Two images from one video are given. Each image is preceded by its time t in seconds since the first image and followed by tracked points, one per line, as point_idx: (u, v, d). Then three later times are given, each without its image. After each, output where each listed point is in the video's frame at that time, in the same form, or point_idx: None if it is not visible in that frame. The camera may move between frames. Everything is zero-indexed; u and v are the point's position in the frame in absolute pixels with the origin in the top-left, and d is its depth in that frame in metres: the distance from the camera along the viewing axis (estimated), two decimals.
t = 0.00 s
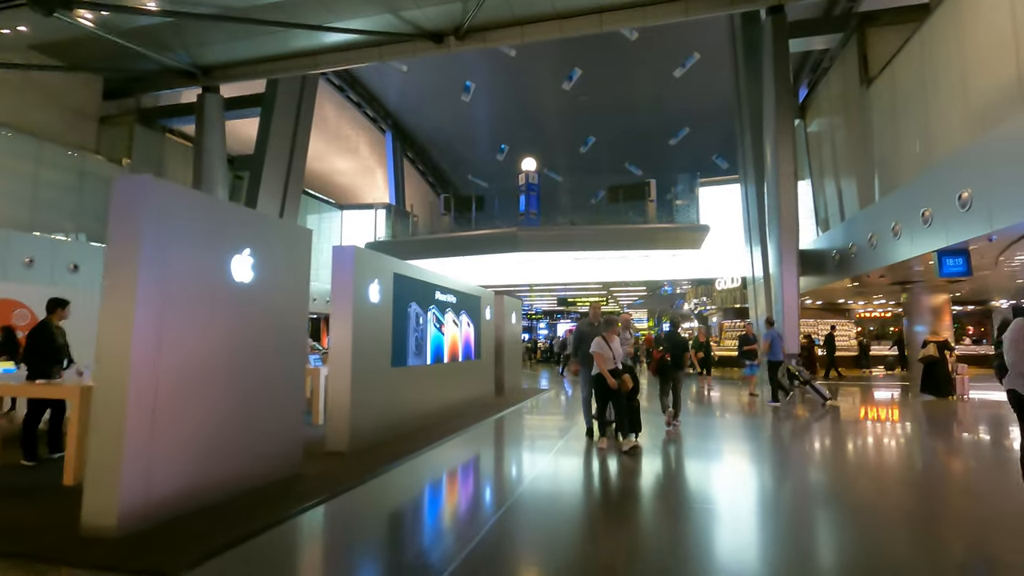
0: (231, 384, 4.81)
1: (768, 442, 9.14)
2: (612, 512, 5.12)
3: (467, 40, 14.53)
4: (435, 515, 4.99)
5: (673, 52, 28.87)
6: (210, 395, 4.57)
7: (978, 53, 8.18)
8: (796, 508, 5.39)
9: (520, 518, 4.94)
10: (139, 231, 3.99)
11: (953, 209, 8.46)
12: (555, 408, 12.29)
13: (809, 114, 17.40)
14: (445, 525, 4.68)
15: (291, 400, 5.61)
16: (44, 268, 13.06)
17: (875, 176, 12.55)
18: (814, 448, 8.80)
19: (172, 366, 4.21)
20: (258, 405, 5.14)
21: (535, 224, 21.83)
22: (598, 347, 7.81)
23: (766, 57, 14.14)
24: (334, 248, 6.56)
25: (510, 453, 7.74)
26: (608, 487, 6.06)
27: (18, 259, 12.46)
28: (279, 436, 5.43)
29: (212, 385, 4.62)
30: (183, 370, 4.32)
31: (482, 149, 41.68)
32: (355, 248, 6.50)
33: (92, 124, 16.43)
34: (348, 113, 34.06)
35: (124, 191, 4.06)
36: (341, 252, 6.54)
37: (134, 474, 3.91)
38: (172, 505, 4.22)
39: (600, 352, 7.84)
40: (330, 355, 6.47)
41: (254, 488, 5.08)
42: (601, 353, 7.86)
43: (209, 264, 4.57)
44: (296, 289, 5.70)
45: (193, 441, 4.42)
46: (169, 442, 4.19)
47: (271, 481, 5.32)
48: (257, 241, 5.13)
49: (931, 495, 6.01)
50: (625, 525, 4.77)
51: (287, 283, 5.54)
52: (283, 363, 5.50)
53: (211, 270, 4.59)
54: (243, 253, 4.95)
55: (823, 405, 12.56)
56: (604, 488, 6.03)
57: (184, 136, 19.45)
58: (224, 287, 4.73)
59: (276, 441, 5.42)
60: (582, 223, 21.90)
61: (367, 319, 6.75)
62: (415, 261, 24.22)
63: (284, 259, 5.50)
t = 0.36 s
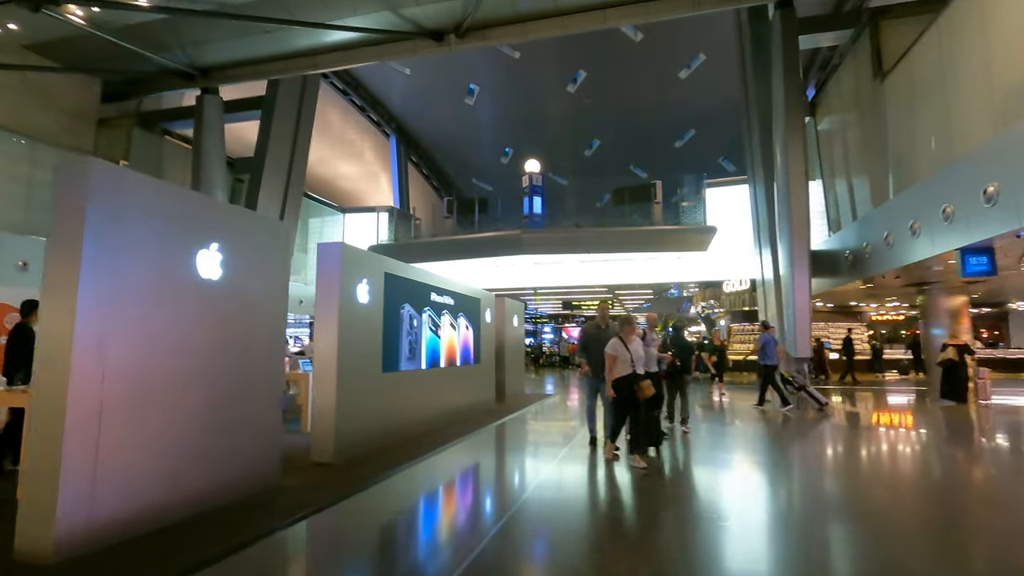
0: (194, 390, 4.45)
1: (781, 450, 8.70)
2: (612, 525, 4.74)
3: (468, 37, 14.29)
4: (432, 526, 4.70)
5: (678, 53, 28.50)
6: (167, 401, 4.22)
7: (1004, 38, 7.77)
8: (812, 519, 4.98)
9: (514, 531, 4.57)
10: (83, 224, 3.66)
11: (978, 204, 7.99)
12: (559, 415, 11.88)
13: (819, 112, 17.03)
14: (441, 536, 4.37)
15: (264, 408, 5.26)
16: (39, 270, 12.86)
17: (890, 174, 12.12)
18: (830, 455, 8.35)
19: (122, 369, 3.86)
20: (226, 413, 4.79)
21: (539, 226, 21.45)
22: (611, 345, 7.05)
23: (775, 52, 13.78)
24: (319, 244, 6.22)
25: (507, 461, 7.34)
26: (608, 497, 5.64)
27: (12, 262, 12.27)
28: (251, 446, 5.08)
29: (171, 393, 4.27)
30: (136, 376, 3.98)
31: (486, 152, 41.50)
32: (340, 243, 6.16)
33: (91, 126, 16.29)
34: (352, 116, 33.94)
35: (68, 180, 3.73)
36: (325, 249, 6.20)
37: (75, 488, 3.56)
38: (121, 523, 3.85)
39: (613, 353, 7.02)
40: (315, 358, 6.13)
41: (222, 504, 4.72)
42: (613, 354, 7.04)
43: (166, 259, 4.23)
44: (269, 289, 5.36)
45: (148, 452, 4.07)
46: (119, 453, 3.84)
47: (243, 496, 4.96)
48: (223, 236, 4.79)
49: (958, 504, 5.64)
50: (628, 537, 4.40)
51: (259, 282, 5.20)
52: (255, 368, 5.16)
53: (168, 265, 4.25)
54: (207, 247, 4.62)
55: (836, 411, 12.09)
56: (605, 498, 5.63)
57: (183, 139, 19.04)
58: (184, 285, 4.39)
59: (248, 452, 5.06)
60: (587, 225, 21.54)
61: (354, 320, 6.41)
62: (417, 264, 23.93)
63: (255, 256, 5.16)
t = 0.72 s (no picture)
0: (160, 401, 4.14)
1: (800, 457, 8.25)
2: (617, 542, 4.36)
3: (473, 33, 13.99)
4: (433, 539, 4.45)
5: (686, 52, 28.05)
6: (130, 412, 3.91)
7: None
8: (827, 533, 4.62)
9: (514, 549, 4.21)
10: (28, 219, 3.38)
11: (1011, 199, 7.53)
12: (568, 424, 11.42)
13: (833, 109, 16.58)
14: (443, 551, 4.13)
15: (244, 419, 4.94)
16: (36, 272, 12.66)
17: (911, 171, 11.66)
18: (851, 462, 7.90)
19: (73, 374, 3.56)
20: (198, 421, 4.47)
21: (546, 227, 21.05)
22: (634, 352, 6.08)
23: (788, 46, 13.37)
24: (309, 241, 5.89)
25: (511, 473, 6.92)
26: (608, 508, 5.27)
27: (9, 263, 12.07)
28: (228, 462, 4.74)
29: (134, 400, 3.96)
30: (90, 383, 3.67)
31: (493, 154, 41.25)
32: (330, 240, 5.82)
33: (92, 126, 16.13)
34: (357, 117, 33.77)
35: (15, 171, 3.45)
36: (314, 247, 5.87)
37: (19, 505, 3.26)
38: (73, 546, 3.54)
39: (636, 361, 6.08)
40: (303, 363, 5.79)
41: (191, 525, 4.38)
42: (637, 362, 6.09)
43: (128, 257, 3.94)
44: (248, 290, 5.04)
45: (106, 469, 3.75)
46: (71, 469, 3.53)
47: (217, 517, 4.61)
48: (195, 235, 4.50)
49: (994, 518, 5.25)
50: (637, 557, 4.03)
51: (237, 281, 4.90)
52: (232, 377, 4.83)
53: (129, 264, 3.95)
54: (177, 243, 4.32)
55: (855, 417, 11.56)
56: (608, 509, 5.24)
57: (185, 139, 18.75)
58: (150, 286, 4.09)
59: (223, 468, 4.72)
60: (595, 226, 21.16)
61: (346, 322, 6.06)
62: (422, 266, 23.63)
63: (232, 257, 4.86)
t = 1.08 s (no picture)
0: (113, 410, 3.70)
1: (820, 464, 7.81)
2: (627, 569, 3.96)
3: (475, 28, 13.65)
4: (432, 557, 4.17)
5: (691, 52, 27.63)
6: (87, 422, 3.53)
7: None
8: (855, 555, 4.19)
9: None
10: None
11: None
12: (575, 431, 11.02)
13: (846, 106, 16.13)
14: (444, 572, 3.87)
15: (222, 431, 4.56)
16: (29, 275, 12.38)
17: (932, 167, 11.22)
18: (873, 469, 7.48)
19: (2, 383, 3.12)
20: (163, 432, 4.04)
21: (551, 228, 20.67)
22: (662, 355, 5.00)
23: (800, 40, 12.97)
24: (294, 236, 5.53)
25: (514, 488, 6.51)
26: (618, 531, 4.85)
27: None
28: (203, 477, 4.35)
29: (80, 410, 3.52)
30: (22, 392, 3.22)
31: (497, 155, 40.97)
32: (316, 234, 5.47)
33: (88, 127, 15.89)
34: (361, 119, 33.56)
35: None
36: (298, 242, 5.52)
37: None
38: None
39: (666, 366, 4.97)
40: (287, 368, 5.42)
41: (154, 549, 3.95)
42: (668, 368, 4.98)
43: (84, 251, 3.57)
44: (220, 286, 4.61)
45: (56, 487, 3.37)
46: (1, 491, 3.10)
47: (188, 540, 4.22)
48: (165, 229, 4.13)
49: None
50: None
51: (207, 277, 4.47)
52: (205, 383, 4.41)
53: (75, 258, 3.52)
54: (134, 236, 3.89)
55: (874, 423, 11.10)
56: (616, 532, 4.83)
57: (185, 139, 18.49)
58: (111, 284, 3.72)
59: (194, 484, 4.32)
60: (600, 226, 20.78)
61: (335, 322, 5.69)
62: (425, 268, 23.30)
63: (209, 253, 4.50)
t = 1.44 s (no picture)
0: (31, 412, 3.17)
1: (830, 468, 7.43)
2: None
3: (471, 21, 13.33)
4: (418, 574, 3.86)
5: (690, 52, 27.36)
6: None
7: None
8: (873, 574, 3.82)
9: None
10: None
11: None
12: (573, 434, 10.62)
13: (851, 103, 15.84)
14: None
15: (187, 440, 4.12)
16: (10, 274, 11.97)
17: (943, 161, 10.85)
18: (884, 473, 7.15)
19: None
20: (97, 437, 3.50)
21: (548, 227, 20.37)
22: (693, 357, 4.34)
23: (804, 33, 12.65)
24: (262, 225, 5.15)
25: (509, 497, 6.13)
26: (619, 544, 4.49)
27: None
28: (159, 491, 3.88)
29: None
30: None
31: (495, 156, 40.71)
32: (287, 221, 5.09)
33: (74, 122, 15.47)
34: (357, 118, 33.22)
35: None
36: (269, 230, 5.14)
37: None
38: None
39: (700, 369, 4.30)
40: (255, 367, 5.03)
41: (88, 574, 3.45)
42: (700, 371, 4.33)
43: (5, 228, 3.09)
44: (174, 271, 4.07)
45: None
46: None
47: (140, 564, 3.77)
48: (123, 212, 3.74)
49: None
50: None
51: (156, 260, 3.94)
52: (156, 380, 3.87)
53: None
54: (61, 211, 3.36)
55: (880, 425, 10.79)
56: (617, 546, 4.46)
57: (172, 135, 18.10)
58: (45, 270, 3.27)
59: (142, 497, 3.78)
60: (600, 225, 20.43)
61: (308, 317, 5.30)
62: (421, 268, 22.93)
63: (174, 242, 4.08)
